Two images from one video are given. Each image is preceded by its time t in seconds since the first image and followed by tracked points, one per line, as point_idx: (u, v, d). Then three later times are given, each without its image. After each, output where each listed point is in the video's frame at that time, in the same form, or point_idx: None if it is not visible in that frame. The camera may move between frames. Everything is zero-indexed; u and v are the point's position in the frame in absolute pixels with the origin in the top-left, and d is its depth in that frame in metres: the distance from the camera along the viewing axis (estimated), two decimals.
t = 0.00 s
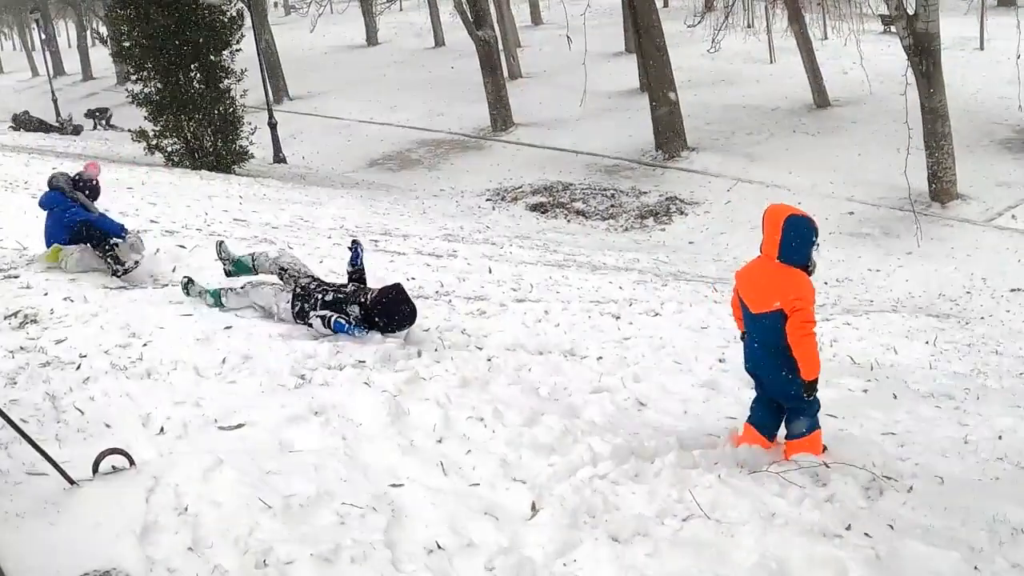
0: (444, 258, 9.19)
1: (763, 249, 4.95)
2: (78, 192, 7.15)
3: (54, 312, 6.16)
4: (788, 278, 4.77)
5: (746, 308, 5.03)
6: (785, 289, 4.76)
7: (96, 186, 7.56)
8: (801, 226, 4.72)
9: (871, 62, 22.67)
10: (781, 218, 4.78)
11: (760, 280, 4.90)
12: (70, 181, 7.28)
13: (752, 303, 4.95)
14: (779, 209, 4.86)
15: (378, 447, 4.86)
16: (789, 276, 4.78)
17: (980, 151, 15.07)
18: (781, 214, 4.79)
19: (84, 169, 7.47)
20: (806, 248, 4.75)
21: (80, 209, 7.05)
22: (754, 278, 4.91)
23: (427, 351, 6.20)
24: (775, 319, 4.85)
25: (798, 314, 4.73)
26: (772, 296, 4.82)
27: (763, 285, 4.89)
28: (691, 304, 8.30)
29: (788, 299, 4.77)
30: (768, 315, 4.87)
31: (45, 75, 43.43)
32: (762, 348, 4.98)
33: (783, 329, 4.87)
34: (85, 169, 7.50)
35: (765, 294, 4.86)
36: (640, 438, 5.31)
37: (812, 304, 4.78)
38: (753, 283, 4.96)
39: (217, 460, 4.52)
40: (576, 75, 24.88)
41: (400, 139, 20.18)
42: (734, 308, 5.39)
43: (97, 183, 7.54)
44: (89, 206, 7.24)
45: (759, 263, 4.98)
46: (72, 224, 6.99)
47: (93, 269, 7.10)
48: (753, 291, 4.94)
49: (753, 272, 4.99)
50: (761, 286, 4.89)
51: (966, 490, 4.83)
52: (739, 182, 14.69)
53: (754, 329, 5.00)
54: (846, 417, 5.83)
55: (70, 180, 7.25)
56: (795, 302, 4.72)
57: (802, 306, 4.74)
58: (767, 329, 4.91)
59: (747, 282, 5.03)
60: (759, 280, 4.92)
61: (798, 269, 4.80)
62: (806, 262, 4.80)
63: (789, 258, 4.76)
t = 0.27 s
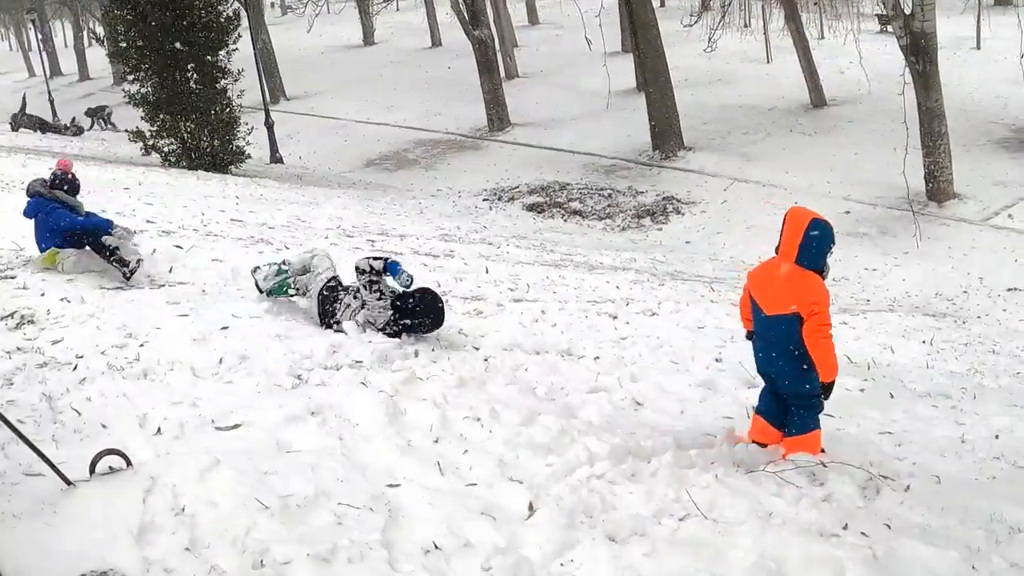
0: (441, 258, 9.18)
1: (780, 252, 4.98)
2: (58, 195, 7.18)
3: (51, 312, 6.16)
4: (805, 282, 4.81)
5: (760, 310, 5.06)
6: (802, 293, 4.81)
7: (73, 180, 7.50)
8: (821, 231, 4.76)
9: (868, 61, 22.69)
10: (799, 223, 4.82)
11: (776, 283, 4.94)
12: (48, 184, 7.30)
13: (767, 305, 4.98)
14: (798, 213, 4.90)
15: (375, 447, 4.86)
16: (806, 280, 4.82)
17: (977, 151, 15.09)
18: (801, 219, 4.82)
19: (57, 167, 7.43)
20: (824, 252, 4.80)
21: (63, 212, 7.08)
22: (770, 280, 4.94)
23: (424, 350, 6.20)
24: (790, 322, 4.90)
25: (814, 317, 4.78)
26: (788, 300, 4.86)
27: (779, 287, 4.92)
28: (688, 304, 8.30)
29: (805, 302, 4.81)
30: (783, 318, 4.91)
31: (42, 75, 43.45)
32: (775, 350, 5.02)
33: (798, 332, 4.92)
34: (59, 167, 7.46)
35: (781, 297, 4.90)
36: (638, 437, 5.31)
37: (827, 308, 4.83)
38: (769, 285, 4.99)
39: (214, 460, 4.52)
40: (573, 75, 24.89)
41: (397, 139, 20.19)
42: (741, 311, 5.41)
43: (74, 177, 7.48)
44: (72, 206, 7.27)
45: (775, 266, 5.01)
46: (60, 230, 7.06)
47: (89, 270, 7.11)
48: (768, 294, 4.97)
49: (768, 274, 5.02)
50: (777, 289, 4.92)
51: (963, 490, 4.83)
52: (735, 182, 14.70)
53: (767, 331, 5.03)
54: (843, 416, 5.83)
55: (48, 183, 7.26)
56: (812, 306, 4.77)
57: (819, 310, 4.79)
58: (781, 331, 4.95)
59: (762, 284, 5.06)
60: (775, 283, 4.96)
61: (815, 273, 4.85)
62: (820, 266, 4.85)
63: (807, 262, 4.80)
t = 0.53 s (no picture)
0: (438, 258, 9.18)
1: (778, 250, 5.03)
2: (71, 195, 7.23)
3: (48, 312, 6.16)
4: (804, 276, 4.85)
5: (761, 307, 5.09)
6: (802, 287, 4.84)
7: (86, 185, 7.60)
8: (817, 225, 4.82)
9: (865, 61, 22.71)
10: (797, 219, 4.88)
11: (776, 279, 4.98)
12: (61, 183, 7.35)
13: (768, 302, 5.02)
14: (794, 211, 4.96)
15: (373, 447, 4.86)
16: (805, 273, 4.86)
17: (974, 150, 15.10)
18: (797, 215, 4.88)
19: (72, 168, 7.51)
20: (822, 246, 4.84)
21: (75, 213, 7.13)
22: (770, 277, 4.98)
23: (421, 350, 6.20)
24: (792, 317, 4.92)
25: (816, 310, 4.81)
26: (789, 294, 4.90)
27: (779, 283, 4.96)
28: (685, 303, 8.30)
29: (805, 296, 4.84)
30: (786, 313, 4.94)
31: (39, 75, 43.43)
32: (779, 345, 5.04)
33: (800, 326, 4.94)
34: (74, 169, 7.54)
35: (782, 292, 4.93)
36: (635, 437, 5.30)
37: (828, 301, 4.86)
38: (769, 282, 5.03)
39: (211, 461, 4.52)
40: (570, 75, 24.90)
41: (394, 139, 20.19)
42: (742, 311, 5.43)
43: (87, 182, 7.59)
44: (83, 208, 7.34)
45: (774, 263, 5.06)
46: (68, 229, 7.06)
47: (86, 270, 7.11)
48: (769, 290, 5.01)
49: (768, 271, 5.06)
50: (778, 285, 4.96)
51: (960, 489, 4.83)
52: (732, 181, 14.70)
53: (770, 327, 5.06)
54: (841, 416, 5.83)
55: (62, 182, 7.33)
56: (812, 299, 4.80)
57: (819, 302, 4.81)
58: (783, 326, 4.98)
59: (762, 281, 5.10)
60: (775, 279, 5.00)
61: (813, 267, 4.90)
62: (819, 261, 4.90)
63: (806, 256, 4.85)
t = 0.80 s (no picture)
0: (435, 258, 9.17)
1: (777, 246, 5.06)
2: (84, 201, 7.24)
3: (45, 313, 6.15)
4: (801, 269, 4.87)
5: (760, 301, 5.10)
6: (799, 280, 4.86)
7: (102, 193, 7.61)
8: (814, 219, 4.87)
9: (862, 60, 22.73)
10: (795, 215, 4.93)
11: (773, 273, 5.01)
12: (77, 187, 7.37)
13: (766, 295, 5.03)
14: (791, 208, 5.02)
15: (370, 447, 4.86)
16: (802, 267, 4.89)
17: (971, 149, 15.10)
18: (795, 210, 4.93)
19: (93, 174, 7.55)
20: (819, 240, 4.88)
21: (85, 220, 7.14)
22: (768, 271, 5.01)
23: (419, 350, 6.19)
24: (790, 309, 4.93)
25: (813, 301, 4.81)
26: (787, 286, 4.91)
27: (776, 277, 4.98)
28: (683, 303, 8.30)
29: (802, 288, 4.86)
30: (783, 306, 4.95)
31: (36, 75, 43.39)
32: (776, 340, 5.04)
33: (799, 319, 4.94)
34: (94, 175, 7.58)
35: (779, 285, 4.95)
36: (633, 437, 5.30)
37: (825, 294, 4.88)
38: (767, 277, 5.05)
39: (209, 461, 4.52)
40: (567, 74, 24.91)
41: (391, 139, 20.19)
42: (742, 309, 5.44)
43: (104, 191, 7.61)
44: (93, 216, 7.34)
45: (771, 259, 5.09)
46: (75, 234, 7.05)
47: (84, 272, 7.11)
48: (767, 284, 5.03)
49: (766, 267, 5.09)
50: (776, 279, 4.98)
51: (958, 488, 4.83)
52: (729, 181, 14.70)
53: (768, 322, 5.07)
54: (838, 416, 5.83)
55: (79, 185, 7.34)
56: (809, 290, 4.81)
57: (817, 294, 4.83)
58: (781, 319, 4.98)
59: (760, 277, 5.13)
60: (772, 273, 5.03)
61: (811, 261, 4.92)
62: (818, 256, 4.92)
63: (804, 249, 4.87)
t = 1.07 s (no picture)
0: (433, 258, 9.16)
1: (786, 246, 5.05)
2: (84, 201, 7.17)
3: (42, 313, 6.14)
4: (812, 270, 4.88)
5: (768, 302, 5.09)
6: (811, 279, 4.86)
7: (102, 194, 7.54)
8: (823, 220, 4.87)
9: (859, 60, 22.74)
10: (805, 216, 4.93)
11: (783, 273, 5.00)
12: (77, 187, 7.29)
13: (775, 296, 5.02)
14: (798, 208, 5.01)
15: (368, 446, 4.85)
16: (812, 267, 4.90)
17: (968, 148, 15.11)
18: (804, 211, 4.92)
19: (94, 175, 7.48)
20: (829, 241, 4.89)
21: (83, 221, 7.06)
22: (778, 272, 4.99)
23: (416, 350, 6.19)
24: (801, 310, 4.94)
25: (825, 302, 4.84)
26: (798, 287, 4.91)
27: (786, 278, 4.98)
28: (681, 303, 8.29)
29: (814, 289, 4.87)
30: (793, 306, 4.95)
31: (32, 75, 43.34)
32: (785, 340, 5.03)
33: (809, 320, 4.96)
34: (95, 176, 7.51)
35: (790, 286, 4.94)
36: (631, 436, 5.30)
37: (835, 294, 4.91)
38: (776, 277, 5.04)
39: (207, 461, 4.51)
40: (564, 74, 24.92)
41: (388, 139, 20.18)
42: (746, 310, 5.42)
43: (105, 192, 7.53)
44: (92, 217, 7.27)
45: (779, 260, 5.08)
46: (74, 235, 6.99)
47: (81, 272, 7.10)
48: (776, 285, 5.02)
49: (775, 267, 5.08)
50: (787, 279, 4.97)
51: (955, 487, 4.83)
52: (726, 180, 14.71)
53: (776, 322, 5.06)
54: (836, 415, 5.83)
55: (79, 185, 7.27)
56: (822, 291, 4.83)
57: (828, 294, 4.86)
58: (791, 319, 4.98)
59: (768, 277, 5.11)
60: (781, 274, 5.02)
61: (820, 261, 4.93)
62: (827, 256, 4.94)
63: (815, 250, 4.87)
